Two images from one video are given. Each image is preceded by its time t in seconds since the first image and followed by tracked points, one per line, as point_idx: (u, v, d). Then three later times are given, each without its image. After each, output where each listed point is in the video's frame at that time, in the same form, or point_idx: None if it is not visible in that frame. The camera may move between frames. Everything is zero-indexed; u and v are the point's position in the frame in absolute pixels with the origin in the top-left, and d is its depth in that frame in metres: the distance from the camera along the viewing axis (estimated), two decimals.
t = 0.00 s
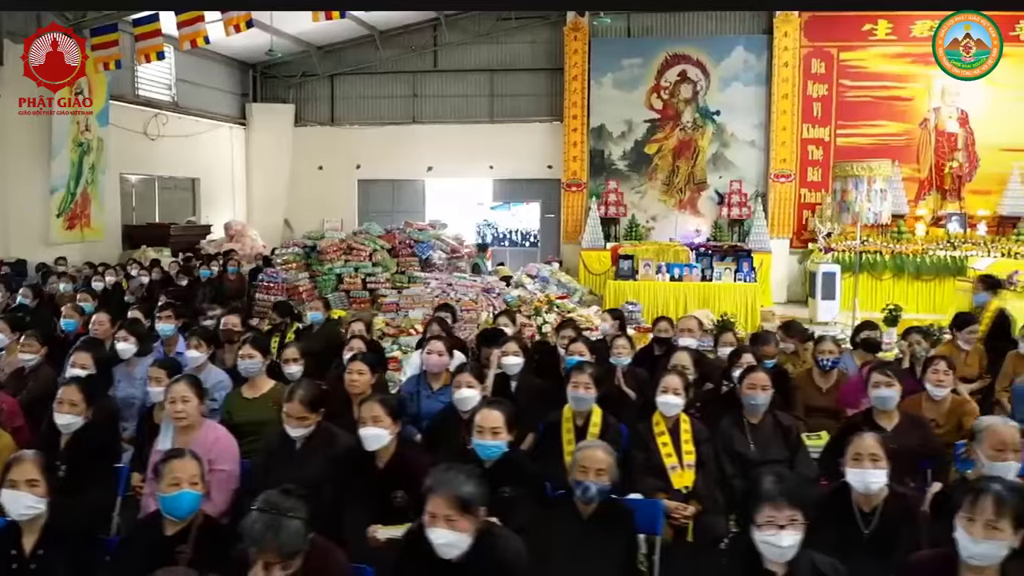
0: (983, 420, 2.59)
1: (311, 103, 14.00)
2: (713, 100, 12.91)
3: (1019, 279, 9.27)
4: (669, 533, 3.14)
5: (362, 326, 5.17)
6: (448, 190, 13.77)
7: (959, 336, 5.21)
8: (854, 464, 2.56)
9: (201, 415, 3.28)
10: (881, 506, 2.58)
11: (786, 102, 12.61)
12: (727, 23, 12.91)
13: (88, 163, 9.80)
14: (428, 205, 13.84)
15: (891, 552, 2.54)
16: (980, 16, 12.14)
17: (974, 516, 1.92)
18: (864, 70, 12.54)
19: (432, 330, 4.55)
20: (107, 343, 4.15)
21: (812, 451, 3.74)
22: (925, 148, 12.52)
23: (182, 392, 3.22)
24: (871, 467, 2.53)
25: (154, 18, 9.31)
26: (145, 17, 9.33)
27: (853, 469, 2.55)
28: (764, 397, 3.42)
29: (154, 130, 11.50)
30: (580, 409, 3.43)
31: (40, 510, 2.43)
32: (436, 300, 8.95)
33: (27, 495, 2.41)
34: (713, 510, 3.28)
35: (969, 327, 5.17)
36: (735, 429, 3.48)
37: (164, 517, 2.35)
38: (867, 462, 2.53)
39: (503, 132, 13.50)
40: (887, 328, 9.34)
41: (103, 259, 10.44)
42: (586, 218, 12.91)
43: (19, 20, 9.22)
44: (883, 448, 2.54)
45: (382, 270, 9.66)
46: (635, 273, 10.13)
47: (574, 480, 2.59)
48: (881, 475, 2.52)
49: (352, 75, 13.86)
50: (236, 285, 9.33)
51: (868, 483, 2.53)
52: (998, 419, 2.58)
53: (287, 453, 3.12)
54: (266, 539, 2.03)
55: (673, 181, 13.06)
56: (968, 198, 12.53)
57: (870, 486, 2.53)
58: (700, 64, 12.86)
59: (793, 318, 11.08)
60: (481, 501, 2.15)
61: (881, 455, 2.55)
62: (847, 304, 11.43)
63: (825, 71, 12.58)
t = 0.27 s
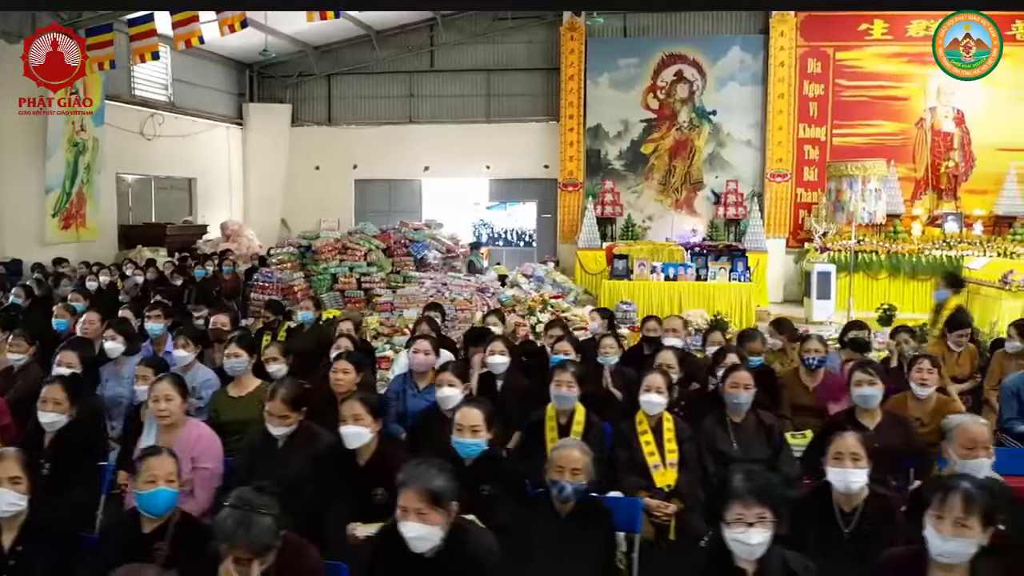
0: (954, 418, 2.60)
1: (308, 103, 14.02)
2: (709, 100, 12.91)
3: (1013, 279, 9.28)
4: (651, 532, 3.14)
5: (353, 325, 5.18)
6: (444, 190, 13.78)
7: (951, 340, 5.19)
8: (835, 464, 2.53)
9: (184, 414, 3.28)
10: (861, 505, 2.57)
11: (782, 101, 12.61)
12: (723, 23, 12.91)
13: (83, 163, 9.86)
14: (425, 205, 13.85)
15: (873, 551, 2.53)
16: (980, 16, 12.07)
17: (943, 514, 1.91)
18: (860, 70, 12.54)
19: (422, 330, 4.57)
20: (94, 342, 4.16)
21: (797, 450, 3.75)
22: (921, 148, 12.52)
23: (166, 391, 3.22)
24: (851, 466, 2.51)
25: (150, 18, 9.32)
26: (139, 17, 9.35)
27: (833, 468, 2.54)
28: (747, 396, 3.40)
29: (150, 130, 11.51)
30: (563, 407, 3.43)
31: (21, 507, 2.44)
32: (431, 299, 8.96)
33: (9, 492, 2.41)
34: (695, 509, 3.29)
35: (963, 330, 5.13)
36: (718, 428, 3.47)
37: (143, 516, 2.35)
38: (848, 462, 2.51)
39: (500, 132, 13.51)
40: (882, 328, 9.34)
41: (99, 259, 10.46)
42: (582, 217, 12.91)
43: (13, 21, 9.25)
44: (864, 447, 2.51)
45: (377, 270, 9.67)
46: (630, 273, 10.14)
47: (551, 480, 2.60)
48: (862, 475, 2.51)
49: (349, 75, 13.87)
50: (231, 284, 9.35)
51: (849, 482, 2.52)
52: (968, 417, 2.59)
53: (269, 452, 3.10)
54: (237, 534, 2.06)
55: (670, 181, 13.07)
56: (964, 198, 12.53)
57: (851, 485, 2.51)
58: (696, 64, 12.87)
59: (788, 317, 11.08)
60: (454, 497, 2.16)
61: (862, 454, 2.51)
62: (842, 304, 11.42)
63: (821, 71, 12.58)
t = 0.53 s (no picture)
0: (931, 418, 2.58)
1: (306, 103, 14.03)
2: (707, 100, 12.92)
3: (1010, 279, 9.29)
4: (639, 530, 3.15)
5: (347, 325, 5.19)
6: (443, 190, 13.79)
7: (947, 342, 5.16)
8: (822, 463, 2.50)
9: (175, 413, 3.30)
10: (848, 505, 2.53)
11: (780, 102, 12.61)
12: (720, 23, 12.92)
13: (81, 163, 9.87)
14: (423, 205, 13.86)
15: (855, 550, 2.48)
16: (980, 16, 12.15)
17: (924, 514, 1.90)
18: (858, 70, 12.54)
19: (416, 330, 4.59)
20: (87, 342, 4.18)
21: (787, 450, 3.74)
22: (918, 148, 12.52)
23: (156, 390, 3.24)
24: (837, 466, 2.48)
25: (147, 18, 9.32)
26: (136, 17, 9.36)
27: (820, 467, 2.50)
28: (736, 395, 3.41)
29: (148, 130, 11.52)
30: (553, 406, 3.45)
31: (9, 507, 2.43)
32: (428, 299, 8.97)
33: None
34: (684, 508, 3.29)
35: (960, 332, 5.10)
36: (707, 428, 3.48)
37: (128, 515, 2.38)
38: (835, 461, 2.48)
39: (498, 132, 13.53)
40: (879, 328, 9.34)
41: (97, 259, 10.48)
42: (580, 217, 12.93)
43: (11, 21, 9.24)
44: (850, 447, 2.48)
45: (374, 270, 9.69)
46: (626, 273, 10.15)
47: (538, 478, 2.62)
48: (848, 474, 2.47)
49: (347, 75, 13.88)
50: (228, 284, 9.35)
51: (835, 481, 2.48)
52: (945, 416, 2.58)
53: (259, 451, 3.12)
54: (221, 534, 2.08)
55: (667, 181, 13.07)
56: (962, 198, 12.55)
57: (837, 484, 2.48)
58: (694, 64, 12.87)
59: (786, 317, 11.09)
60: (439, 498, 2.16)
61: (849, 453, 2.48)
62: (839, 304, 11.42)
63: (819, 71, 12.59)
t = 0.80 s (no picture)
0: (901, 422, 2.63)
1: (303, 104, 14.04)
2: (703, 100, 12.93)
3: (1005, 279, 9.29)
4: (622, 530, 3.15)
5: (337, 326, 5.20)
6: (439, 190, 13.80)
7: (940, 350, 5.09)
8: (794, 464, 2.50)
9: (161, 414, 3.30)
10: (825, 504, 2.49)
11: (776, 102, 12.62)
12: (717, 23, 12.92)
13: (77, 164, 9.91)
14: (420, 205, 13.87)
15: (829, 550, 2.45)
16: (980, 16, 11.98)
17: (895, 515, 1.89)
18: (854, 70, 12.55)
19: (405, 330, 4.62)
20: (76, 342, 4.22)
21: (771, 450, 3.74)
22: (914, 148, 12.53)
23: (142, 391, 3.24)
24: (810, 466, 2.47)
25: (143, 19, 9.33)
26: (133, 17, 9.40)
27: (792, 468, 2.49)
28: (719, 396, 3.43)
29: (145, 131, 11.53)
30: (537, 407, 3.46)
31: None
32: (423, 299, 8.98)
33: None
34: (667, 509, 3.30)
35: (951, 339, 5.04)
36: (690, 429, 3.49)
37: (104, 515, 2.39)
38: (806, 462, 2.47)
39: (495, 132, 13.55)
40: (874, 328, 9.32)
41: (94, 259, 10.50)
42: (576, 217, 12.93)
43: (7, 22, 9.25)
44: (823, 447, 2.48)
45: (370, 270, 9.70)
46: (622, 274, 10.16)
47: (516, 479, 2.66)
48: (820, 475, 2.45)
49: (344, 75, 13.89)
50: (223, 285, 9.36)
51: (808, 482, 2.46)
52: (916, 419, 2.63)
53: (242, 451, 3.13)
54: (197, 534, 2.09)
55: (664, 181, 13.08)
56: (958, 198, 12.56)
57: (809, 484, 2.46)
58: (691, 64, 12.88)
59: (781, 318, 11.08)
60: (415, 499, 2.17)
61: (821, 454, 2.47)
62: (834, 305, 11.41)
63: (815, 72, 12.59)
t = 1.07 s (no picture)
0: (877, 422, 2.72)
1: (300, 104, 14.05)
2: (700, 100, 12.93)
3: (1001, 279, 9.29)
4: (605, 529, 3.16)
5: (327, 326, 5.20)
6: (436, 190, 13.81)
7: (930, 360, 4.89)
8: (769, 463, 2.49)
9: (146, 414, 3.31)
10: (802, 503, 2.49)
11: (773, 102, 12.62)
12: (714, 23, 12.91)
13: (72, 164, 9.91)
14: (417, 205, 13.87)
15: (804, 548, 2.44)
16: (980, 16, 11.94)
17: (865, 514, 1.90)
18: (850, 70, 12.55)
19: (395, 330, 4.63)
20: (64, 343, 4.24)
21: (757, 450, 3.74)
22: (911, 148, 12.53)
23: (127, 391, 3.25)
24: (784, 465, 2.46)
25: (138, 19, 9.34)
26: (129, 18, 9.41)
27: (767, 467, 2.49)
28: (705, 395, 3.42)
29: (141, 131, 11.54)
30: (523, 407, 3.46)
31: None
32: (418, 299, 8.98)
33: None
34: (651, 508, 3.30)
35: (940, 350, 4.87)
36: (676, 428, 3.48)
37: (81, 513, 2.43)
38: (781, 460, 2.46)
39: (492, 132, 13.55)
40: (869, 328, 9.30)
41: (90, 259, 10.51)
42: (573, 217, 12.94)
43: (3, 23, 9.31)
44: (798, 446, 2.47)
45: (365, 270, 9.71)
46: (617, 274, 10.17)
47: (495, 478, 2.67)
48: (794, 473, 2.44)
49: (341, 75, 13.90)
50: (218, 285, 9.37)
51: (782, 480, 2.45)
52: (891, 418, 2.72)
53: (227, 450, 3.17)
54: (174, 531, 2.11)
55: (661, 181, 13.09)
56: (954, 199, 12.56)
57: (784, 482, 2.45)
58: (687, 64, 12.89)
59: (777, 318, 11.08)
60: (392, 498, 2.18)
61: (796, 452, 2.47)
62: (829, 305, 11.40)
63: (812, 72, 12.59)
